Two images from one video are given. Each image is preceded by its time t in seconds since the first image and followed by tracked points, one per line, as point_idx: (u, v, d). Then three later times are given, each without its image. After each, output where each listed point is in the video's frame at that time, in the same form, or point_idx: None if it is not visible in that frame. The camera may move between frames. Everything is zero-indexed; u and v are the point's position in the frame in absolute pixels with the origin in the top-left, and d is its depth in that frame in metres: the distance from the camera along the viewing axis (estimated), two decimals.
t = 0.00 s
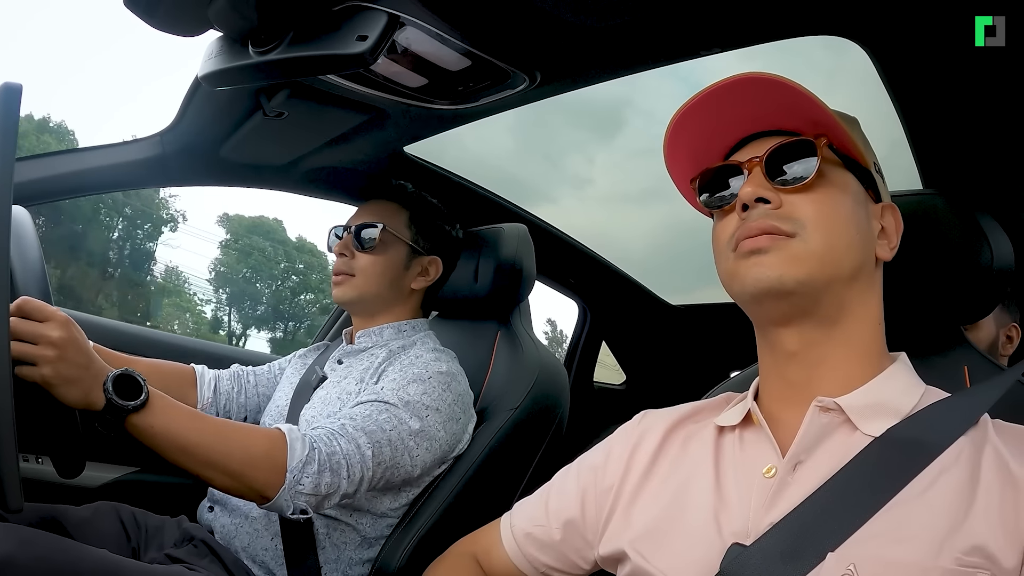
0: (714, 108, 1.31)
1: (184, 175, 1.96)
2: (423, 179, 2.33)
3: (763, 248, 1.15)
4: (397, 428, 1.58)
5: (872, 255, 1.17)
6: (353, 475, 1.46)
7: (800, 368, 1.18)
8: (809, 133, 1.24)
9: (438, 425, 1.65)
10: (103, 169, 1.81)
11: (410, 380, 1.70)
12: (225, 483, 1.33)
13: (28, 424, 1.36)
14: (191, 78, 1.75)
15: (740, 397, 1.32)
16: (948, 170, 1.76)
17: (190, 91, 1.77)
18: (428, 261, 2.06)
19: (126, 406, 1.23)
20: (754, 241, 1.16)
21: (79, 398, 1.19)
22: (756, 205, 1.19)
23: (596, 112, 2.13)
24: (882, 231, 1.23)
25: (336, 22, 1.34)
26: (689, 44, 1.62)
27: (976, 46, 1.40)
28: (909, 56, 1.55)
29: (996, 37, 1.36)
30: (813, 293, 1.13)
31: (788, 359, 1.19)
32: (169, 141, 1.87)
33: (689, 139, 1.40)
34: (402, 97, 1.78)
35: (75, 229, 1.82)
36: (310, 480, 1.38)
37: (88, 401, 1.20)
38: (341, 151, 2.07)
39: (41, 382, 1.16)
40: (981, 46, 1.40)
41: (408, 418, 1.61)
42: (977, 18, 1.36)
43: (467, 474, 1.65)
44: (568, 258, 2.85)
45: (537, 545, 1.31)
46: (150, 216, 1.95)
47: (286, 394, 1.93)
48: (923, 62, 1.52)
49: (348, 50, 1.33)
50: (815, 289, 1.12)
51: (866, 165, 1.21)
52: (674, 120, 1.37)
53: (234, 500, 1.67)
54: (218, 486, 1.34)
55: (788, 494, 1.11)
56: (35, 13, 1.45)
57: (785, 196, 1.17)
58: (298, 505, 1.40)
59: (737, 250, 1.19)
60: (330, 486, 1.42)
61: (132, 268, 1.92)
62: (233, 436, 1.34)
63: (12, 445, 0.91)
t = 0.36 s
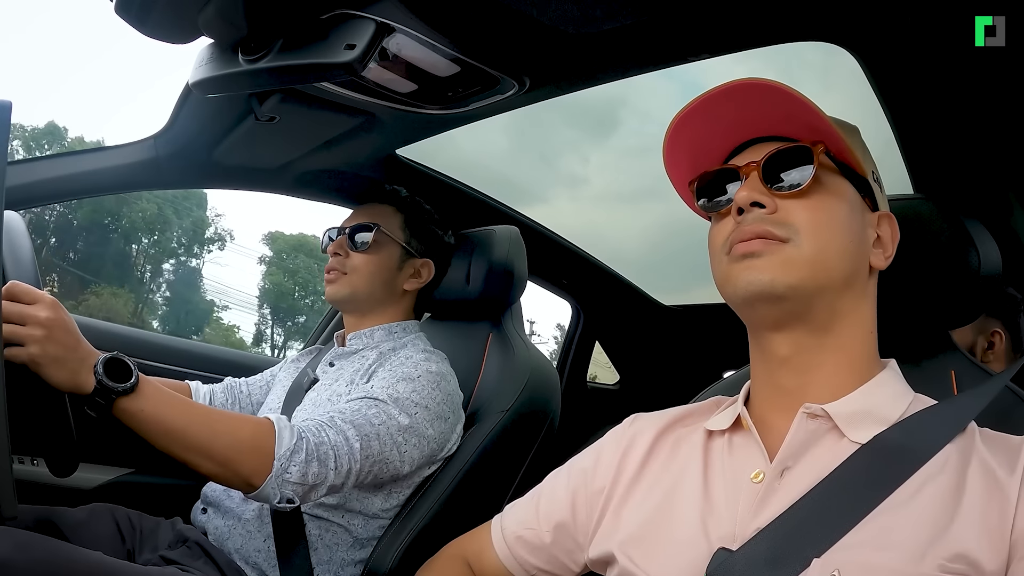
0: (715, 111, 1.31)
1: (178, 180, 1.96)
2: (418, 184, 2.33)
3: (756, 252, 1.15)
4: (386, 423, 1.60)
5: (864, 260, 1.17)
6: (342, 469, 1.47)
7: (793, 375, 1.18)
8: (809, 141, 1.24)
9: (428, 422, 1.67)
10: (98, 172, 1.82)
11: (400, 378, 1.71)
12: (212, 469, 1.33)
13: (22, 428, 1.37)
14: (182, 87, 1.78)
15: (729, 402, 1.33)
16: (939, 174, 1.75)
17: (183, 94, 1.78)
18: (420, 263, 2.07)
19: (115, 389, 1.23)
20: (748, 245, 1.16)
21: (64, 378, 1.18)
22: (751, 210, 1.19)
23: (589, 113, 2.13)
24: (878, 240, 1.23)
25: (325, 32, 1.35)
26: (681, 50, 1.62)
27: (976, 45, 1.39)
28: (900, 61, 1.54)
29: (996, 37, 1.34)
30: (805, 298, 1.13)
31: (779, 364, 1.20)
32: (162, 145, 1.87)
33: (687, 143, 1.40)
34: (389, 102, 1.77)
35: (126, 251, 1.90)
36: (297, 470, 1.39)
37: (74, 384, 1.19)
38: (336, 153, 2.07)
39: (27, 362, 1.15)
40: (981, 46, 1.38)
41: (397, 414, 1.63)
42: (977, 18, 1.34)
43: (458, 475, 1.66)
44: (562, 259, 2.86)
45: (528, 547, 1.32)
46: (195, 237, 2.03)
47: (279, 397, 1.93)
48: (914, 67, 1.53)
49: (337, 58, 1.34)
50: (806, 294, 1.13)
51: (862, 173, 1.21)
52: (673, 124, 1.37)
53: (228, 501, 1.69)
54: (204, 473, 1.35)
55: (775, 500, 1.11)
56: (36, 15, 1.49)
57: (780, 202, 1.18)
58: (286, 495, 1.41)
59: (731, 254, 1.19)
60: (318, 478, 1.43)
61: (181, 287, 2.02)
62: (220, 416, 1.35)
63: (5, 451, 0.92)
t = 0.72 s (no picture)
0: (710, 110, 1.31)
1: (175, 180, 1.95)
2: (415, 183, 2.33)
3: (751, 253, 1.15)
4: (385, 431, 1.59)
5: (860, 260, 1.17)
6: (339, 477, 1.46)
7: (790, 375, 1.18)
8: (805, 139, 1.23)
9: (426, 428, 1.66)
10: (93, 175, 1.81)
11: (398, 384, 1.70)
12: (212, 484, 1.33)
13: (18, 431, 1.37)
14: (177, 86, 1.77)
15: (726, 402, 1.32)
16: (936, 172, 1.75)
17: (178, 95, 1.77)
18: (414, 261, 2.08)
19: (114, 408, 1.23)
20: (743, 246, 1.16)
21: (64, 398, 1.20)
22: (746, 210, 1.19)
23: (586, 112, 2.13)
24: (875, 239, 1.22)
25: (319, 32, 1.35)
26: (677, 49, 1.62)
27: (976, 46, 1.40)
28: (897, 60, 1.54)
29: (996, 37, 1.34)
30: (800, 300, 1.13)
31: (775, 365, 1.19)
32: (158, 146, 1.86)
33: (682, 141, 1.39)
34: (384, 103, 1.77)
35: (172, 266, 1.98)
36: (295, 485, 1.39)
37: (75, 401, 1.21)
38: (332, 154, 2.07)
39: (28, 381, 1.17)
40: (981, 46, 1.39)
41: (395, 420, 1.62)
42: (977, 18, 1.34)
43: (453, 480, 1.66)
44: (559, 260, 2.85)
45: (525, 549, 1.31)
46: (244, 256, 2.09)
47: (276, 397, 1.93)
48: (910, 66, 1.52)
49: (332, 59, 1.33)
50: (802, 296, 1.13)
51: (858, 172, 1.20)
52: (669, 122, 1.36)
53: (225, 503, 1.68)
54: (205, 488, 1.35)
55: (773, 500, 1.11)
56: (34, 14, 1.55)
57: (775, 202, 1.17)
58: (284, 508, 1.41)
59: (726, 255, 1.19)
60: (316, 491, 1.43)
61: (230, 300, 2.08)
62: (221, 435, 1.34)
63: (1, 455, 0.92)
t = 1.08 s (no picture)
0: (667, 124, 1.33)
1: (171, 178, 1.95)
2: (412, 181, 2.33)
3: (717, 263, 1.16)
4: (383, 432, 1.58)
5: (837, 251, 1.15)
6: (338, 478, 1.45)
7: (781, 374, 1.18)
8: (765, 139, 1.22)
9: (425, 428, 1.65)
10: (87, 172, 1.82)
11: (395, 383, 1.69)
12: (210, 487, 1.32)
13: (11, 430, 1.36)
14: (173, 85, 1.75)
15: (724, 400, 1.32)
16: (932, 170, 1.75)
17: (173, 93, 1.76)
18: (414, 261, 2.07)
19: (109, 412, 1.22)
20: (708, 257, 1.17)
21: (60, 402, 1.19)
22: (710, 220, 1.20)
23: (583, 111, 2.12)
24: (857, 225, 1.20)
25: (317, 28, 1.34)
26: (674, 46, 1.62)
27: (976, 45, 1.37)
28: (896, 56, 1.54)
29: (996, 37, 1.32)
30: (770, 304, 1.13)
31: (768, 366, 1.19)
32: (153, 144, 1.86)
33: (650, 154, 1.41)
34: (383, 100, 1.77)
35: (214, 280, 2.12)
36: (294, 486, 1.38)
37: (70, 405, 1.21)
38: (326, 153, 2.06)
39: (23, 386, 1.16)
40: (981, 47, 1.36)
41: (393, 420, 1.61)
42: (977, 18, 1.32)
43: (450, 480, 1.65)
44: (555, 259, 2.86)
45: (523, 548, 1.30)
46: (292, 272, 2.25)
47: (273, 398, 1.92)
48: (908, 62, 1.52)
49: (330, 54, 1.33)
50: (771, 299, 1.13)
51: (823, 162, 1.18)
52: (633, 141, 1.40)
53: (221, 503, 1.67)
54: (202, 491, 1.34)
55: (774, 498, 1.10)
56: (35, 14, 1.53)
57: (737, 209, 1.18)
58: (283, 509, 1.39)
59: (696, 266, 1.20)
60: (315, 491, 1.42)
61: (273, 313, 2.27)
62: (215, 439, 1.33)
63: None
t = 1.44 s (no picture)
0: (647, 131, 1.35)
1: (165, 177, 1.95)
2: (407, 180, 2.33)
3: (698, 270, 1.17)
4: (377, 432, 1.58)
5: (822, 249, 1.16)
6: (332, 479, 1.45)
7: (771, 375, 1.18)
8: (744, 143, 1.23)
9: (420, 428, 1.65)
10: (81, 172, 1.81)
11: (391, 383, 1.69)
12: (205, 488, 1.32)
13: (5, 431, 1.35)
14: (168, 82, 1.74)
15: (718, 399, 1.32)
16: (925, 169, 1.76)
17: (167, 92, 1.75)
18: (413, 261, 2.07)
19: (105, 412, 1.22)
20: (690, 263, 1.18)
21: (55, 402, 1.19)
22: (691, 227, 1.21)
23: (578, 110, 2.12)
24: (843, 223, 1.20)
25: (311, 27, 1.34)
26: (668, 44, 1.61)
27: (976, 46, 1.30)
28: (890, 55, 1.54)
29: (997, 37, 1.24)
30: (753, 308, 1.13)
31: (759, 367, 1.19)
32: (148, 143, 1.85)
33: (636, 160, 1.43)
34: (378, 99, 1.77)
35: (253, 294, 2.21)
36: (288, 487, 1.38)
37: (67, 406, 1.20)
38: (320, 152, 2.06)
39: (19, 386, 1.16)
40: (982, 47, 1.29)
41: (388, 421, 1.61)
42: (977, 18, 1.27)
43: (447, 479, 1.65)
44: (550, 257, 2.86)
45: (518, 548, 1.31)
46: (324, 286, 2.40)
47: (268, 397, 1.92)
48: (902, 61, 1.52)
49: (326, 53, 1.32)
50: (753, 304, 1.13)
51: (803, 161, 1.18)
52: (617, 148, 1.42)
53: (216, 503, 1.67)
54: (197, 491, 1.34)
55: (768, 497, 1.10)
56: (34, 13, 1.53)
57: (718, 214, 1.19)
58: (278, 510, 1.39)
59: (679, 271, 1.21)
60: (309, 492, 1.42)
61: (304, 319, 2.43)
62: (210, 440, 1.33)
63: None
